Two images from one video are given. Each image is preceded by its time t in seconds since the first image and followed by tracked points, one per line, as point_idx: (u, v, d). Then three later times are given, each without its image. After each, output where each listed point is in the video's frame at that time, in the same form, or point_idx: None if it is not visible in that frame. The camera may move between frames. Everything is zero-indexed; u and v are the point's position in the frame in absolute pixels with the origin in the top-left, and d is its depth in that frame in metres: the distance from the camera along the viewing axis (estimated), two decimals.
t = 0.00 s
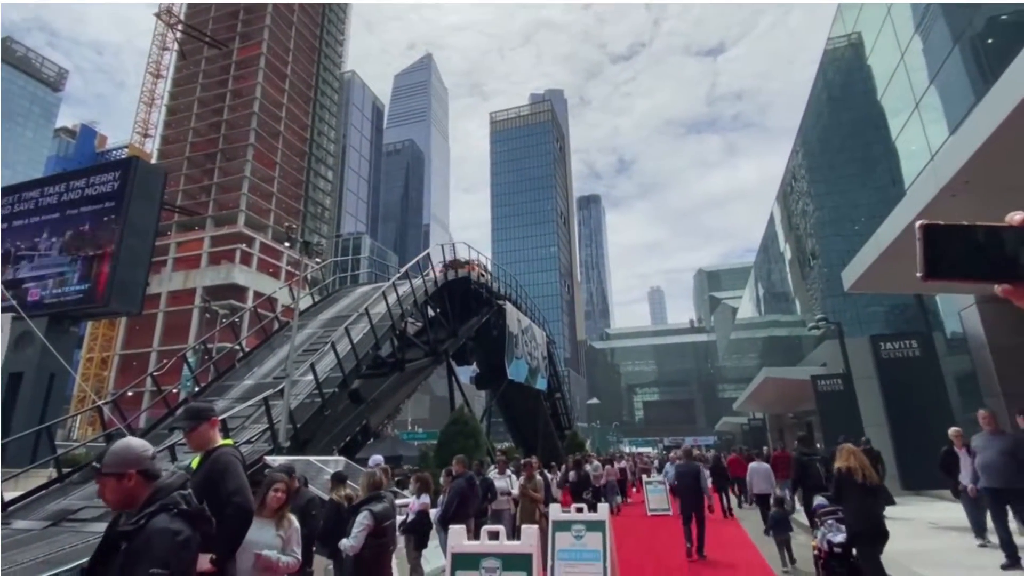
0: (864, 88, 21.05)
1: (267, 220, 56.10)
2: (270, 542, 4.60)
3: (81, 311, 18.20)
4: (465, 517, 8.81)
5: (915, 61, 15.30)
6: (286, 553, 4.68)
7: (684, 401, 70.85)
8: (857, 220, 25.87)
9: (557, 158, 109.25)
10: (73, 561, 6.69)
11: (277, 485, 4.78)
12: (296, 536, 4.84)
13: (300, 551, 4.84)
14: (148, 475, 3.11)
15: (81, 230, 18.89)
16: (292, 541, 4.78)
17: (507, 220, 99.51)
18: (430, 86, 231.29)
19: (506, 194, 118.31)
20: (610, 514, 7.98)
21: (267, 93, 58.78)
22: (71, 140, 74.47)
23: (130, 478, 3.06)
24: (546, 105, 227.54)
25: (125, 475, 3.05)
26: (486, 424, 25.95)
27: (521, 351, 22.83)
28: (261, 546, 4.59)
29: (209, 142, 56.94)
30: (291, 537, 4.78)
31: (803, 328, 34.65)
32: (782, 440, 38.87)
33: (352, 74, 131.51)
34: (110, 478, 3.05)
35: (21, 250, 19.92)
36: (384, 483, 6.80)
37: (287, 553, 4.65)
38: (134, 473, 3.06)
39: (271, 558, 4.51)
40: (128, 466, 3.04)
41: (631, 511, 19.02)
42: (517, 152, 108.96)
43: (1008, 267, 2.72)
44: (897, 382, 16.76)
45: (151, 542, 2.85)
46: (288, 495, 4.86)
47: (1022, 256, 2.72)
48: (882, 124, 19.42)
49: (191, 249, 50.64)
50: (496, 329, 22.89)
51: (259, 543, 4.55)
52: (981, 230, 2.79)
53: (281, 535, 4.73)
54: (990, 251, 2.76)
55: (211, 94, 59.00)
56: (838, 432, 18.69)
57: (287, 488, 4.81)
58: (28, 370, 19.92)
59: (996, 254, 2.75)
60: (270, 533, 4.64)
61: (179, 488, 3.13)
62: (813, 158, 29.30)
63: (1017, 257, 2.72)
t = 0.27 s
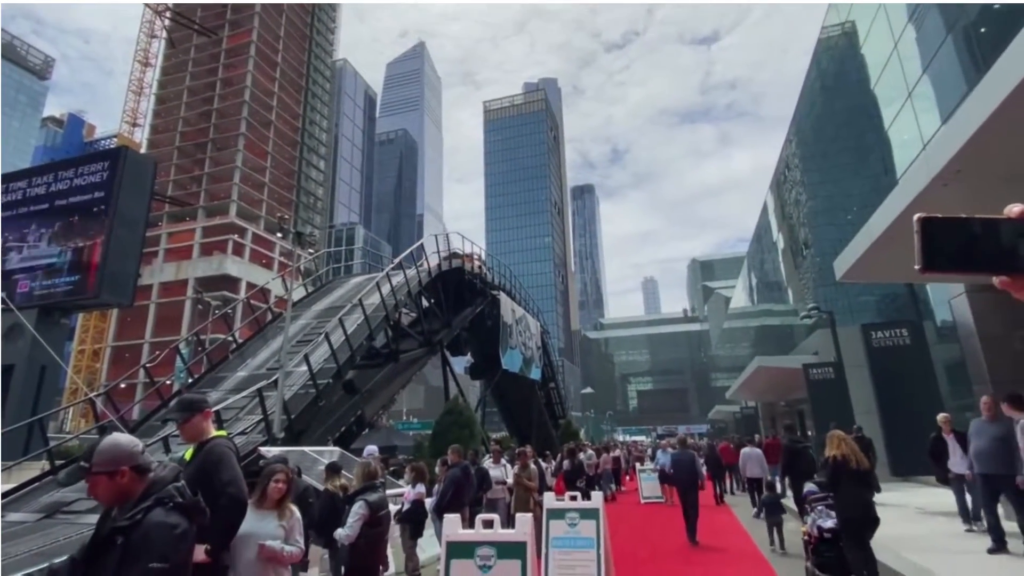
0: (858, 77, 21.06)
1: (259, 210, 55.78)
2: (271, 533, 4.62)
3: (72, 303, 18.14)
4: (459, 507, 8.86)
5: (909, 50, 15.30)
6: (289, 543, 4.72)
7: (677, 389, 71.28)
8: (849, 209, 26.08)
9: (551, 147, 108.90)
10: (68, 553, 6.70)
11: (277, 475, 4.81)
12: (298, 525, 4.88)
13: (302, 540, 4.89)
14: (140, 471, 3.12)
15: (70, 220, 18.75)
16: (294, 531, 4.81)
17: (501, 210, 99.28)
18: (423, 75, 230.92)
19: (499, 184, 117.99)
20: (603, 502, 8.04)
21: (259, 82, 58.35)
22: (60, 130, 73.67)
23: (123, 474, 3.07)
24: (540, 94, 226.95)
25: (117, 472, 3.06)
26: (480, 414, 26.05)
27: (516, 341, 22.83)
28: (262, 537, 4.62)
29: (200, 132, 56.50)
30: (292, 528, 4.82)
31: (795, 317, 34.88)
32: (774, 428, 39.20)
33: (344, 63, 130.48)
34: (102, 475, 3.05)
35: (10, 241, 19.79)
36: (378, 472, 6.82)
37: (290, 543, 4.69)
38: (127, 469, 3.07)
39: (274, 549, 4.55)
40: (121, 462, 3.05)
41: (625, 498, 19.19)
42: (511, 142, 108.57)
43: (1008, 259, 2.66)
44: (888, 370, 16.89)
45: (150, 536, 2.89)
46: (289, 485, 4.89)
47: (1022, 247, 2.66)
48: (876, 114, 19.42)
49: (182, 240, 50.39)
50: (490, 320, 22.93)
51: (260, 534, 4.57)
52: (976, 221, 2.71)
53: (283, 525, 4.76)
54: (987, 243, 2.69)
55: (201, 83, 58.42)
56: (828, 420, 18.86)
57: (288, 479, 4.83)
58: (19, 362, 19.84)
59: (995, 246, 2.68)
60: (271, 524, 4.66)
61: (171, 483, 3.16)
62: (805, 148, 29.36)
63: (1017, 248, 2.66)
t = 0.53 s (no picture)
0: (852, 64, 21.01)
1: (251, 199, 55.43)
2: (269, 521, 4.64)
3: (62, 294, 17.94)
4: (454, 494, 8.92)
5: (903, 37, 15.29)
6: (289, 530, 4.75)
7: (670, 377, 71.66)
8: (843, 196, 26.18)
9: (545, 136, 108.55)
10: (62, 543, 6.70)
11: (273, 462, 4.83)
12: (297, 512, 4.90)
13: (301, 527, 4.91)
14: (132, 460, 3.13)
15: (61, 210, 18.58)
16: (293, 518, 4.84)
17: (495, 199, 98.98)
18: (416, 62, 230.92)
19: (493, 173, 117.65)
20: (597, 488, 8.11)
21: (249, 70, 57.82)
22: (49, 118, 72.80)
23: (114, 464, 3.07)
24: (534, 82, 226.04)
25: (108, 461, 3.06)
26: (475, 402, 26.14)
27: (510, 330, 22.86)
28: (261, 526, 4.64)
29: (190, 119, 56.00)
30: (292, 516, 4.83)
31: (788, 305, 35.06)
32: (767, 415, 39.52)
33: (336, 50, 129.36)
34: (93, 465, 3.05)
35: None
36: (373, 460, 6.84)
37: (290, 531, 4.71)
38: (118, 459, 3.08)
39: (272, 537, 4.57)
40: (111, 452, 3.05)
41: (619, 485, 19.34)
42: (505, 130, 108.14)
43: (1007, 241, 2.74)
44: (879, 357, 17.02)
45: (145, 523, 2.92)
46: (286, 473, 4.91)
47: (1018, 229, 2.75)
48: (869, 102, 19.43)
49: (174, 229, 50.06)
50: (484, 309, 22.98)
51: (258, 524, 4.59)
52: (972, 204, 2.79)
53: (281, 512, 4.78)
54: (983, 225, 2.77)
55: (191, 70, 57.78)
56: (820, 407, 19.02)
57: (284, 467, 4.84)
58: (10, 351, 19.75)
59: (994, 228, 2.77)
60: (269, 513, 4.68)
61: (162, 472, 3.17)
62: (799, 136, 29.37)
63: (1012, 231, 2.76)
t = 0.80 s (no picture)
0: (847, 51, 20.98)
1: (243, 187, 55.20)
2: (265, 509, 4.68)
3: (53, 283, 17.48)
4: (449, 481, 8.97)
5: (897, 25, 15.28)
6: (284, 519, 4.76)
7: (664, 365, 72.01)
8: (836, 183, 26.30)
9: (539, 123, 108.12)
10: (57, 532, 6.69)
11: (268, 450, 4.84)
12: (292, 501, 4.90)
13: (297, 515, 4.92)
14: (120, 448, 3.14)
15: (49, 198, 18.13)
16: (288, 506, 4.84)
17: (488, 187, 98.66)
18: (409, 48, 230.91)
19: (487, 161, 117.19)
20: (590, 474, 8.17)
21: (240, 56, 57.28)
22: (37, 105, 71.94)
23: (102, 452, 3.09)
24: (528, 69, 225.02)
25: (96, 450, 3.07)
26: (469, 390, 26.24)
27: (504, 319, 22.89)
28: (258, 513, 4.67)
29: (180, 106, 55.49)
30: (287, 503, 4.85)
31: (780, 292, 35.23)
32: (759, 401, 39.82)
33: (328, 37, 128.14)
34: (80, 454, 3.06)
35: None
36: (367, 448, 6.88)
37: (286, 519, 4.73)
38: (106, 447, 3.09)
39: (267, 525, 4.60)
40: (99, 441, 3.07)
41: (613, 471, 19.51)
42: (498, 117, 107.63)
43: (1007, 228, 2.63)
44: (871, 344, 17.15)
45: (138, 509, 2.96)
46: (279, 461, 4.93)
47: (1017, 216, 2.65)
48: (863, 89, 19.45)
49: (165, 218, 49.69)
50: (479, 297, 23.00)
51: (253, 511, 4.62)
52: (971, 189, 2.70)
53: (276, 501, 4.79)
54: (981, 210, 2.67)
55: (180, 55, 57.22)
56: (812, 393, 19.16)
57: (279, 455, 4.86)
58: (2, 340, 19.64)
59: (994, 215, 2.67)
60: (265, 500, 4.71)
61: (151, 459, 3.20)
62: (792, 124, 29.40)
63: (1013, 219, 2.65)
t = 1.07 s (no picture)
0: (842, 38, 20.91)
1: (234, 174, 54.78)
2: (255, 495, 4.69)
3: (40, 272, 16.70)
4: (443, 467, 9.03)
5: (891, 11, 15.22)
6: (276, 506, 4.73)
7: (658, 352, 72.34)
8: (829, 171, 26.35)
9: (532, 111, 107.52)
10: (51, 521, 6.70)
11: (257, 439, 4.84)
12: (285, 489, 4.87)
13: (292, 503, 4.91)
14: (107, 437, 3.19)
15: (36, 185, 17.33)
16: (281, 494, 4.81)
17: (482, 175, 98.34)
18: (401, 34, 230.95)
19: (481, 148, 116.56)
20: (583, 460, 8.22)
21: (230, 42, 56.62)
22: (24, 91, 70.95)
23: (89, 441, 3.14)
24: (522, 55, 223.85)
25: (84, 439, 3.12)
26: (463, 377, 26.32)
27: (498, 307, 22.88)
28: (246, 501, 4.68)
29: (169, 92, 54.86)
30: (280, 491, 4.82)
31: (773, 280, 35.37)
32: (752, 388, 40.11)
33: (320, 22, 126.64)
34: (68, 443, 3.11)
35: None
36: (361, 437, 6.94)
37: (278, 507, 4.71)
38: (93, 437, 3.14)
39: (256, 512, 4.60)
40: (86, 430, 3.11)
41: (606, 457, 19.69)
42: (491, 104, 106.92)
43: (1003, 208, 2.44)
44: (862, 330, 17.26)
45: (128, 496, 3.02)
46: (270, 448, 4.93)
47: (1015, 195, 2.46)
48: (857, 76, 19.39)
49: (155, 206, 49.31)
50: (473, 285, 22.97)
51: (243, 498, 4.65)
52: (966, 168, 2.49)
53: (267, 489, 4.78)
54: (977, 189, 2.47)
55: (168, 40, 56.38)
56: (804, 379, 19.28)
57: (269, 443, 4.86)
58: None
59: (991, 194, 2.47)
60: (256, 488, 4.71)
61: (138, 447, 3.24)
62: (786, 112, 29.38)
63: (1011, 197, 2.45)
